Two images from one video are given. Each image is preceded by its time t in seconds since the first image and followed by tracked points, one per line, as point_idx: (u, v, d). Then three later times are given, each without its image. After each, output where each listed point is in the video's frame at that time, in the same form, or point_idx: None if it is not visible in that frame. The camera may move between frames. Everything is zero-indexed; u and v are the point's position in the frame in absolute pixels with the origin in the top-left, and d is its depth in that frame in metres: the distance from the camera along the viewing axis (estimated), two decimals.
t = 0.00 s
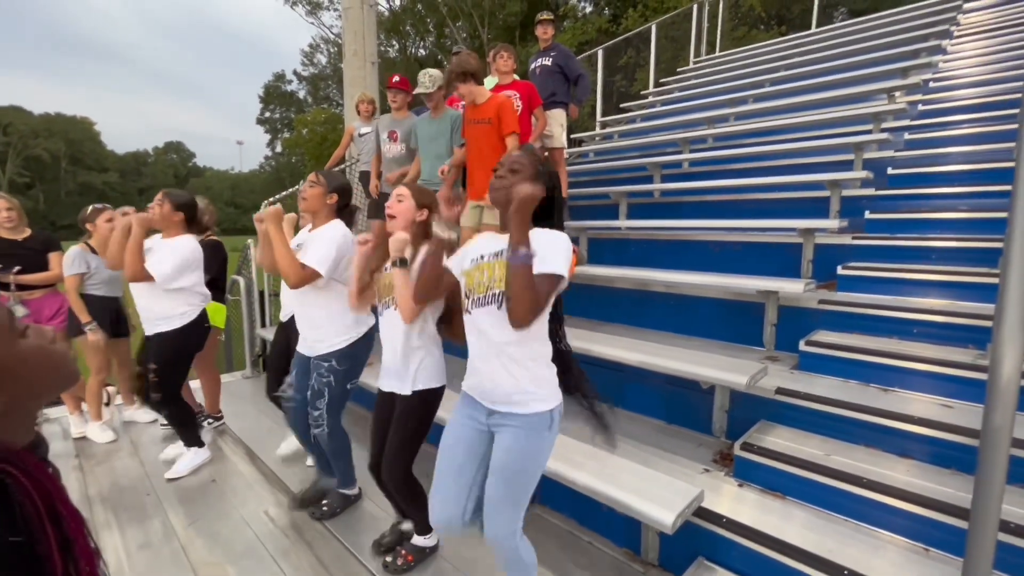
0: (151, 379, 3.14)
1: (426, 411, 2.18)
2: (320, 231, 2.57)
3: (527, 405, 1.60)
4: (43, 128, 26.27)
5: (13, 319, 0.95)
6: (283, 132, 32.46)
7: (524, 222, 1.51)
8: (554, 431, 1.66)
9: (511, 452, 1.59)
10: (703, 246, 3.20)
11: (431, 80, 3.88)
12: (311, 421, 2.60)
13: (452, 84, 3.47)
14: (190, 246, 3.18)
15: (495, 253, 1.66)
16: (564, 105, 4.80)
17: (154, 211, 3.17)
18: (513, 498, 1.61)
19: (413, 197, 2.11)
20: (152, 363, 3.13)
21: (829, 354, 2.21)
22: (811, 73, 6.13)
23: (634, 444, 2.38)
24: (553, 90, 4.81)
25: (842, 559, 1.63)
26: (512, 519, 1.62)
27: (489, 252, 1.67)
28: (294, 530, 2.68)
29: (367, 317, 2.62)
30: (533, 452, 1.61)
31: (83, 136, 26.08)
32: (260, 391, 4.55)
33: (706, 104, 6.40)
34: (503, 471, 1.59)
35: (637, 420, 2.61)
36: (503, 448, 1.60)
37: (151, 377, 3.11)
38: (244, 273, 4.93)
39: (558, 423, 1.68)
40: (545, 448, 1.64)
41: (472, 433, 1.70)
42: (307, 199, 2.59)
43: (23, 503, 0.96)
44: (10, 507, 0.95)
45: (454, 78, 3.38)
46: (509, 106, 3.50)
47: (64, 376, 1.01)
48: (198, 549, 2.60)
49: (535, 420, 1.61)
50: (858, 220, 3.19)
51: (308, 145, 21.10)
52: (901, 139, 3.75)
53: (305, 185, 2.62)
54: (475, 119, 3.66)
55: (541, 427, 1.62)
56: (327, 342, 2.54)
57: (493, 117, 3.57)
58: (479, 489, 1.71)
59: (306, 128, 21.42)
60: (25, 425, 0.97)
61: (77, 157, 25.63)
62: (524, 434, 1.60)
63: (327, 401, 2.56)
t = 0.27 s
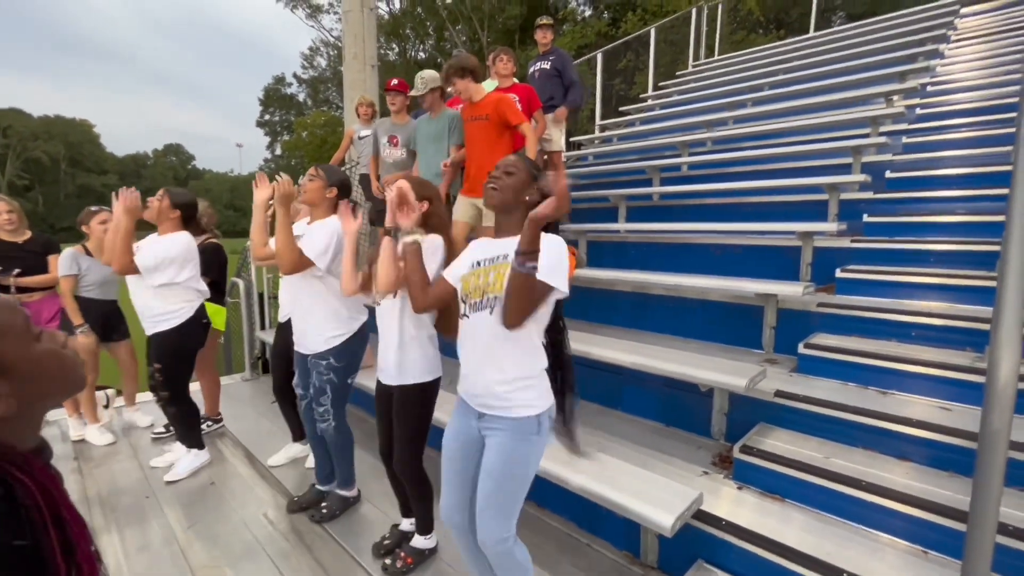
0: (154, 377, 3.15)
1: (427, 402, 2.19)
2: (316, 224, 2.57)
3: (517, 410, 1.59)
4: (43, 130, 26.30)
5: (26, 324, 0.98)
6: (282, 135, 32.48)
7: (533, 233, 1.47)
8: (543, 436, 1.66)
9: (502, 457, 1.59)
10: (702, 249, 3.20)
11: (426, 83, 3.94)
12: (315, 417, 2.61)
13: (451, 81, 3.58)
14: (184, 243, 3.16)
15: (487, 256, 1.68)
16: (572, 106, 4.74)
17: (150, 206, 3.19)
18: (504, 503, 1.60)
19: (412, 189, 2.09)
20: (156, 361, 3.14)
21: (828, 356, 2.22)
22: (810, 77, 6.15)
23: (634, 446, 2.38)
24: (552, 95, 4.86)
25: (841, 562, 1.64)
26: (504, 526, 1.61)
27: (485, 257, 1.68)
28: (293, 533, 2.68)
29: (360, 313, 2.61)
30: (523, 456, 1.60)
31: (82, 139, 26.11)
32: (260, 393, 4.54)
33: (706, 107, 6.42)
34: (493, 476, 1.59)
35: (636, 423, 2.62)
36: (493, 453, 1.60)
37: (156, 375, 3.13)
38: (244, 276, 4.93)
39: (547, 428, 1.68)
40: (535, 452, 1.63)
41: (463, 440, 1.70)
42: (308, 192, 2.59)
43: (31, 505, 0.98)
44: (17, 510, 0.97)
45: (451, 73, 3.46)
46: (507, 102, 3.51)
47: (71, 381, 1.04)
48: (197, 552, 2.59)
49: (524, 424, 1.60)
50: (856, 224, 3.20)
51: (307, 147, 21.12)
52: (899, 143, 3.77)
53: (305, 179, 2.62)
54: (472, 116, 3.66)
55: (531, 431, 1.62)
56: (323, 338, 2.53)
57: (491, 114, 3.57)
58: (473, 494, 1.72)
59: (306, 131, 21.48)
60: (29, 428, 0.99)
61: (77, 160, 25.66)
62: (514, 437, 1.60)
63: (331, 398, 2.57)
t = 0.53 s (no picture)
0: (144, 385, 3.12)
1: (423, 409, 2.18)
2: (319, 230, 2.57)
3: (516, 422, 1.59)
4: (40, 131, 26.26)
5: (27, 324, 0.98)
6: (281, 137, 32.46)
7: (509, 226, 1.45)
8: (539, 449, 1.65)
9: (498, 471, 1.58)
10: (701, 251, 3.21)
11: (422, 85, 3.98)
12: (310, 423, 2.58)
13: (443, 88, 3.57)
14: (186, 250, 3.17)
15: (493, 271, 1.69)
16: (557, 107, 4.72)
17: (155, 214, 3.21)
18: (498, 516, 1.60)
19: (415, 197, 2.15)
20: (145, 368, 3.11)
21: (826, 358, 2.22)
22: (807, 79, 6.17)
23: (633, 448, 2.38)
24: (547, 96, 4.85)
25: (839, 563, 1.64)
26: (498, 539, 1.61)
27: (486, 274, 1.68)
28: (291, 535, 2.67)
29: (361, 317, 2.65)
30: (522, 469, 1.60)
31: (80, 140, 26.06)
32: (258, 395, 4.53)
33: (704, 109, 6.44)
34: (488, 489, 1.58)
35: (635, 425, 2.62)
36: (488, 467, 1.59)
37: (146, 383, 3.09)
38: (242, 277, 4.92)
39: (545, 441, 1.68)
40: (530, 467, 1.63)
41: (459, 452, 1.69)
42: (308, 201, 2.58)
43: (32, 506, 0.98)
44: (15, 512, 0.97)
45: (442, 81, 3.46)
46: (502, 108, 3.53)
47: (72, 382, 1.04)
48: (195, 555, 2.58)
49: (521, 436, 1.60)
50: (854, 226, 3.21)
51: (306, 149, 21.13)
52: (897, 144, 3.78)
53: (305, 187, 2.62)
54: (467, 120, 3.68)
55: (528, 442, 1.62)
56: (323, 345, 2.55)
57: (486, 118, 3.56)
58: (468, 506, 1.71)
59: (305, 132, 21.52)
60: (28, 427, 1.00)
61: (74, 161, 25.61)
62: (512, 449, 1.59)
63: (326, 404, 2.56)
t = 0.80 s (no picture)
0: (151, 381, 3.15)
1: (425, 408, 2.18)
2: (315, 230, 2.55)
3: (517, 403, 1.59)
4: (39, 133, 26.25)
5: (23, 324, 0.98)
6: (279, 138, 32.45)
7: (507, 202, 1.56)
8: (542, 428, 1.65)
9: (505, 453, 1.59)
10: (699, 252, 3.22)
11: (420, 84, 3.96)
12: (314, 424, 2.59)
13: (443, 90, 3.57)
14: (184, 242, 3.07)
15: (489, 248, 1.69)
16: (554, 108, 4.71)
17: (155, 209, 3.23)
18: (509, 498, 1.61)
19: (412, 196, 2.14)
20: (151, 365, 3.12)
21: (824, 359, 2.23)
22: (805, 81, 6.18)
23: (632, 450, 2.38)
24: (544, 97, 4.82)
25: (837, 564, 1.64)
26: (513, 520, 1.62)
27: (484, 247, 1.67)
28: (290, 537, 2.66)
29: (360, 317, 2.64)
30: (525, 452, 1.60)
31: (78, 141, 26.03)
32: (256, 396, 4.53)
33: (702, 111, 6.45)
34: (497, 472, 1.59)
35: (634, 426, 2.62)
36: (495, 450, 1.60)
37: (154, 380, 3.13)
38: (241, 279, 4.92)
39: (547, 421, 1.68)
40: (536, 446, 1.63)
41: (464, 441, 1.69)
42: (305, 198, 2.62)
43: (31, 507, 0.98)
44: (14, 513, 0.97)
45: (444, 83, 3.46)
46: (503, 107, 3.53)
47: (69, 382, 1.05)
48: (193, 558, 2.57)
49: (523, 418, 1.60)
50: (852, 227, 3.22)
51: (304, 150, 21.13)
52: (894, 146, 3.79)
53: (303, 184, 2.65)
54: (468, 121, 3.68)
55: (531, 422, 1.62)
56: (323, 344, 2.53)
57: (487, 119, 3.56)
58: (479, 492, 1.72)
59: (304, 133, 21.53)
60: (28, 428, 1.00)
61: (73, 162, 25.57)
62: (514, 432, 1.60)
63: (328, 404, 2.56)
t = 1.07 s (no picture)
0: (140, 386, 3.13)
1: (425, 413, 2.18)
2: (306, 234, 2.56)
3: (521, 411, 1.60)
4: (34, 133, 26.14)
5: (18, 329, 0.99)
6: (277, 138, 32.42)
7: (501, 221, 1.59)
8: (550, 437, 1.65)
9: (509, 459, 1.60)
10: (695, 253, 3.22)
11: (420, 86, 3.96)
12: (304, 429, 2.57)
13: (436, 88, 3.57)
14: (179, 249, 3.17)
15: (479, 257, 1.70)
16: (551, 109, 4.70)
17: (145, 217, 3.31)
18: (513, 504, 1.61)
19: (404, 208, 2.14)
20: (140, 370, 3.10)
21: (820, 360, 2.23)
22: (801, 82, 6.20)
23: (628, 450, 2.38)
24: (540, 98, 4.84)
25: (833, 564, 1.65)
26: (518, 526, 1.62)
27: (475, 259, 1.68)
28: (287, 540, 2.65)
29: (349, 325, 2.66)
30: (528, 459, 1.60)
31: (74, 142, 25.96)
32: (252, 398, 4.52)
33: (699, 112, 6.46)
34: (501, 478, 1.60)
35: (631, 427, 2.62)
36: (498, 456, 1.61)
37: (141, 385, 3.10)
38: (237, 280, 4.90)
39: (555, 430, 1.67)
40: (543, 455, 1.63)
41: (462, 446, 1.68)
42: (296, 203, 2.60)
43: (22, 511, 1.02)
44: (8, 517, 1.01)
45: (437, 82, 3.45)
46: (497, 103, 3.51)
47: (64, 385, 1.07)
48: (189, 561, 2.56)
49: (528, 428, 1.60)
50: (848, 228, 3.23)
51: (302, 151, 21.11)
52: (889, 148, 3.81)
53: (293, 188, 2.61)
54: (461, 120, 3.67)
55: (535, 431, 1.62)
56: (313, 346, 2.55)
57: (480, 116, 3.56)
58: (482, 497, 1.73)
59: (301, 134, 21.51)
60: (24, 431, 1.03)
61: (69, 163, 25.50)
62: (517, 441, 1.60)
63: (320, 408, 2.55)
